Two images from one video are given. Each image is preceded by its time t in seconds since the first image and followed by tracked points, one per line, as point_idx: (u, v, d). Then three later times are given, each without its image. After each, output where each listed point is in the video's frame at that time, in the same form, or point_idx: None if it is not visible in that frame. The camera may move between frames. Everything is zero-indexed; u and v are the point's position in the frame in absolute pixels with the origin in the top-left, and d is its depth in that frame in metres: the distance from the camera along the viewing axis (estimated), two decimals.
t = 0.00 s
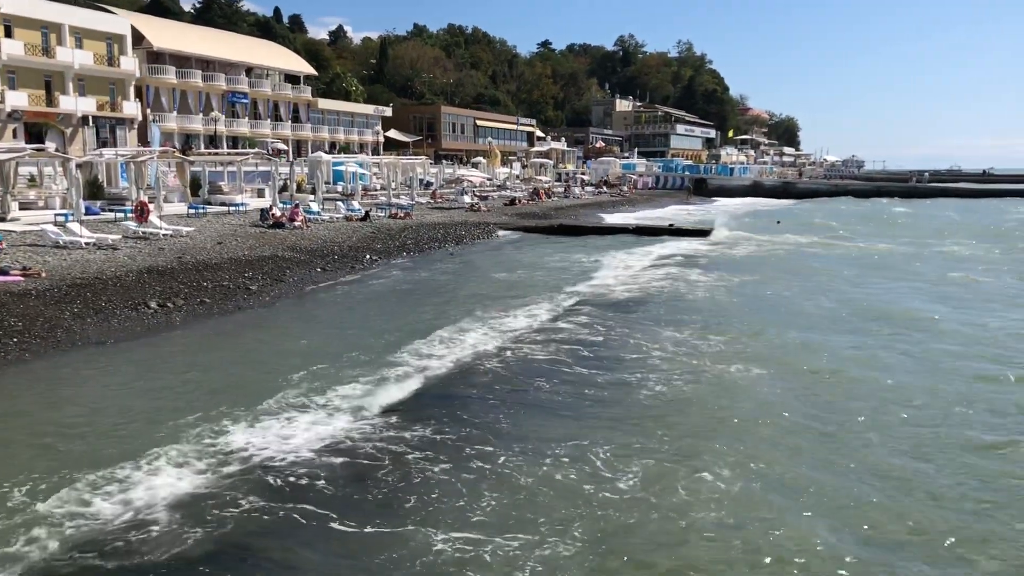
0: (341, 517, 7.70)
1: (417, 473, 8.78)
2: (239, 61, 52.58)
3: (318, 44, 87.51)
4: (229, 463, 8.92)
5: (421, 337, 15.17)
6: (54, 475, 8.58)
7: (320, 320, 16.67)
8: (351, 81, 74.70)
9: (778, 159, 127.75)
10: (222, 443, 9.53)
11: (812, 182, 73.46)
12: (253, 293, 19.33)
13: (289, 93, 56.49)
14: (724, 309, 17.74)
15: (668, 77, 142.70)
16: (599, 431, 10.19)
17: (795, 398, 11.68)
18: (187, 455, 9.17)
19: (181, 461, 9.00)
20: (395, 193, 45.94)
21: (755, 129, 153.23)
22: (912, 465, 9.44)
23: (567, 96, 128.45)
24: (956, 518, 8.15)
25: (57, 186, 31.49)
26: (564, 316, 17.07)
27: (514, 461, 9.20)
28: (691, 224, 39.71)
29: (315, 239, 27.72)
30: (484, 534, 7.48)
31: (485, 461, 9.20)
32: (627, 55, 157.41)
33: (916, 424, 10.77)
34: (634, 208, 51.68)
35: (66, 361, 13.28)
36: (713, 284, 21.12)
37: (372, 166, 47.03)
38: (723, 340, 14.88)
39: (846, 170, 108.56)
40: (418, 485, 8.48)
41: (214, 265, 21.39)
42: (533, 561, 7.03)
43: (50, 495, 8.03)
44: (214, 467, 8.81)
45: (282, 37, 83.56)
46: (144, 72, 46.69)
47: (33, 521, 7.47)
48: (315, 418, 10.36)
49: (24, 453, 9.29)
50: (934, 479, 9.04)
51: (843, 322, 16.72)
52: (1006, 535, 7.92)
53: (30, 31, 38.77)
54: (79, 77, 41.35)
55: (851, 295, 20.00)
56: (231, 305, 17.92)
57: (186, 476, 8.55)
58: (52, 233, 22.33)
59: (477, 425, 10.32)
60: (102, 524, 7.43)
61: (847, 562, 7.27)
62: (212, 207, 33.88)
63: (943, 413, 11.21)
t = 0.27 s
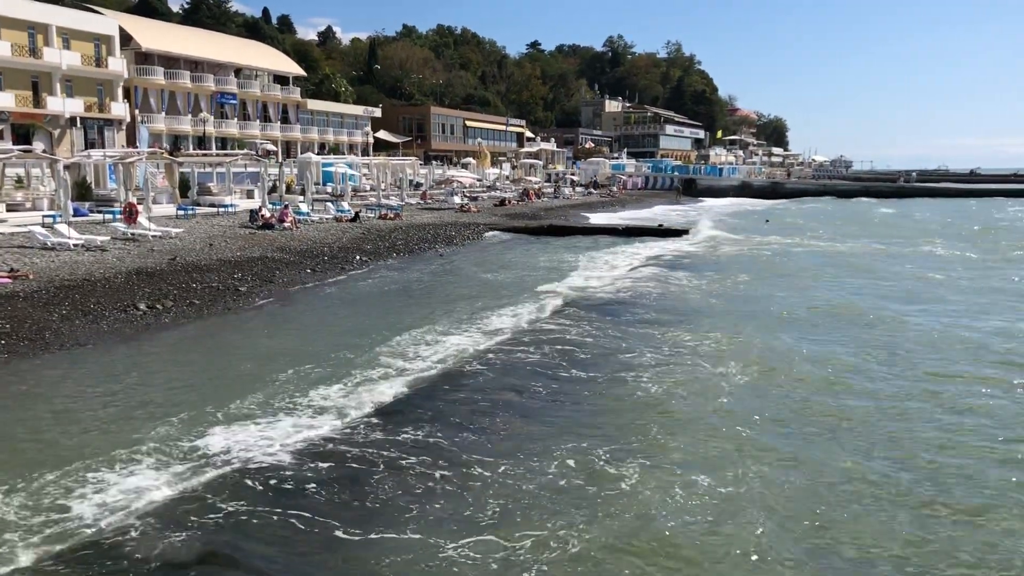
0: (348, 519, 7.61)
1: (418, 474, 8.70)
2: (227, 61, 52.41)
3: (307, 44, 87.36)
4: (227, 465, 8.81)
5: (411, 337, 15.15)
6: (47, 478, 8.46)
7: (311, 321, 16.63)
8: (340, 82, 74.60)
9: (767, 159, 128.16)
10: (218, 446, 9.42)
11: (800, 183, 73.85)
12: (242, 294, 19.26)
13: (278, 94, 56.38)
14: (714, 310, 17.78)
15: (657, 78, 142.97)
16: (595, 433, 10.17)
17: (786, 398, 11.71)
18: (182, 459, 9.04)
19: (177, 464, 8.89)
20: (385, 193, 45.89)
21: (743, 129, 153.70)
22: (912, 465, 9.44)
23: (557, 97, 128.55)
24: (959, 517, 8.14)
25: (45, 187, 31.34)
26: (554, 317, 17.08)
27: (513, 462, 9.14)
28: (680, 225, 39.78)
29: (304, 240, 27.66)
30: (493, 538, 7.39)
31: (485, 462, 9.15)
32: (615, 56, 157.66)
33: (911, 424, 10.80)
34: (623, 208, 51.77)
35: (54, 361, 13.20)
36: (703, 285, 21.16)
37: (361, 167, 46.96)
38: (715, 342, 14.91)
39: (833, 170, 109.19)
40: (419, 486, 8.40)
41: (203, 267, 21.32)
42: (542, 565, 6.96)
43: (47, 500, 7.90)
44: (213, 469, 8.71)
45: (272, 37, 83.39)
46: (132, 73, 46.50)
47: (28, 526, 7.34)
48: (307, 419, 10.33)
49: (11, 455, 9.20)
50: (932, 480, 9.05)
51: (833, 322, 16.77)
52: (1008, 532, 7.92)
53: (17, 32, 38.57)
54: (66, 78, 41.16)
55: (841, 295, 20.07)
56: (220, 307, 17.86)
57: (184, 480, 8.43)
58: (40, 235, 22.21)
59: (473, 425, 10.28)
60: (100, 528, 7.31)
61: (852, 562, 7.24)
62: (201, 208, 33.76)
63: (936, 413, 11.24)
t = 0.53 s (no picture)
0: (352, 520, 7.63)
1: (413, 475, 8.72)
2: (216, 63, 52.27)
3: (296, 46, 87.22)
4: (226, 468, 8.80)
5: (402, 339, 15.14)
6: (40, 482, 8.42)
7: (301, 323, 16.60)
8: (330, 84, 74.50)
9: (756, 160, 128.51)
10: (213, 449, 9.40)
11: (788, 183, 74.16)
12: (232, 297, 19.22)
13: (267, 95, 56.27)
14: (705, 311, 17.83)
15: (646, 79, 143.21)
16: (589, 433, 10.21)
17: (778, 399, 11.75)
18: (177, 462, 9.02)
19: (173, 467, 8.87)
20: (375, 195, 45.84)
21: (733, 131, 154.06)
22: (907, 463, 9.52)
23: (546, 98, 128.64)
24: (952, 514, 8.22)
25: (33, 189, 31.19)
26: (546, 318, 17.09)
27: (510, 463, 9.18)
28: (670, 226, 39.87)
29: (294, 242, 27.62)
30: (500, 539, 7.42)
31: (481, 462, 9.19)
32: (605, 57, 157.88)
33: (903, 423, 10.89)
34: (613, 209, 51.86)
35: (43, 364, 13.14)
36: (694, 286, 21.21)
37: (351, 169, 46.90)
38: (706, 343, 14.98)
39: (822, 171, 109.70)
40: (418, 487, 8.43)
41: (193, 269, 21.26)
42: (549, 565, 6.99)
43: (45, 504, 7.86)
44: (211, 472, 8.69)
45: (261, 39, 83.20)
46: (120, 75, 46.32)
47: (23, 531, 7.32)
48: (298, 422, 10.31)
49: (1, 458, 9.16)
50: (926, 478, 9.13)
51: (823, 323, 16.85)
52: (1001, 528, 8.00)
53: (5, 34, 38.38)
54: (55, 80, 40.98)
55: (831, 295, 20.16)
56: (210, 309, 17.82)
57: (182, 483, 8.41)
58: (29, 238, 22.11)
59: (468, 425, 10.30)
60: (97, 531, 7.30)
61: (853, 560, 7.30)
62: (191, 210, 33.66)
63: (926, 412, 11.34)
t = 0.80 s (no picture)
0: (351, 523, 7.58)
1: (406, 477, 8.69)
2: (205, 65, 52.11)
3: (286, 48, 87.08)
4: (216, 472, 8.76)
5: (392, 341, 15.10)
6: (29, 487, 8.36)
7: (290, 325, 16.56)
8: (320, 86, 74.67)
9: (745, 161, 128.93)
10: (204, 453, 9.33)
11: (778, 184, 74.45)
12: (221, 299, 19.15)
13: (257, 97, 56.19)
14: (695, 313, 17.87)
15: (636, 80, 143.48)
16: (582, 436, 10.19)
17: (768, 401, 11.78)
18: (169, 467, 8.95)
19: (165, 472, 8.80)
20: (365, 197, 45.77)
21: (722, 132, 154.52)
22: (900, 463, 9.57)
23: (536, 99, 128.78)
24: (944, 513, 8.27)
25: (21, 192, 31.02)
26: (537, 321, 17.08)
27: (503, 465, 9.17)
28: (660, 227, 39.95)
29: (284, 244, 27.55)
30: (494, 541, 7.40)
31: (475, 465, 9.16)
32: (594, 59, 158.16)
33: (893, 423, 10.95)
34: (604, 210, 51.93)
35: (31, 368, 13.05)
36: (684, 288, 21.25)
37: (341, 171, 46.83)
38: (697, 344, 15.00)
39: (811, 172, 110.16)
40: (414, 490, 8.39)
41: (182, 272, 21.17)
42: (548, 567, 6.98)
43: (34, 511, 7.80)
44: (204, 477, 8.62)
45: (249, 41, 82.96)
46: (108, 77, 46.14)
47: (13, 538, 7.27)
48: (288, 425, 10.27)
49: None
50: (917, 477, 9.18)
51: (813, 323, 16.92)
52: (992, 526, 8.05)
53: None
54: (42, 82, 40.78)
55: (821, 296, 20.22)
56: (199, 312, 17.76)
57: (174, 489, 8.33)
58: (17, 241, 21.99)
59: (460, 428, 10.30)
60: (88, 537, 7.26)
61: (851, 561, 7.30)
62: (180, 213, 33.54)
63: (916, 411, 11.39)
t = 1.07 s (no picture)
0: (346, 527, 7.58)
1: (399, 479, 8.69)
2: (193, 66, 51.90)
3: (274, 49, 86.80)
4: (207, 475, 8.73)
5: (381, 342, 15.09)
6: (17, 491, 8.31)
7: (279, 327, 16.51)
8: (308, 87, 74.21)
9: (733, 163, 129.39)
10: (193, 457, 9.28)
11: (766, 186, 74.71)
12: (210, 301, 19.08)
13: (244, 98, 55.97)
14: (684, 316, 17.92)
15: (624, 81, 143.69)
16: (575, 441, 10.17)
17: (758, 402, 11.83)
18: (158, 471, 8.90)
19: (155, 477, 8.73)
20: (354, 199, 45.68)
21: (711, 133, 154.92)
22: (890, 464, 9.64)
23: (525, 101, 128.84)
24: (936, 513, 8.34)
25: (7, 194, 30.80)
26: (527, 323, 17.08)
27: (495, 469, 9.17)
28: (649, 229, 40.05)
29: (273, 245, 27.48)
30: (490, 544, 7.41)
31: (468, 469, 9.17)
32: (583, 60, 158.39)
33: (883, 423, 11.03)
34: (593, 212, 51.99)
35: (17, 370, 12.97)
36: (674, 290, 21.30)
37: (330, 172, 46.73)
38: (687, 347, 15.05)
39: (799, 173, 110.62)
40: (409, 494, 8.38)
41: (170, 274, 21.08)
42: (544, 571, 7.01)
43: (23, 515, 7.76)
44: (195, 481, 8.57)
45: (237, 42, 82.65)
46: (95, 78, 45.88)
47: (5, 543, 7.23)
48: (278, 426, 10.25)
49: None
50: (907, 477, 9.25)
51: (802, 325, 17.00)
52: (981, 526, 8.13)
53: None
54: (28, 83, 40.51)
55: (811, 298, 20.30)
56: (187, 314, 17.69)
57: (164, 493, 8.28)
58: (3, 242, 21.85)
59: (451, 431, 10.29)
60: (81, 541, 7.22)
61: (846, 563, 7.35)
62: (168, 214, 33.37)
63: (904, 412, 11.48)
